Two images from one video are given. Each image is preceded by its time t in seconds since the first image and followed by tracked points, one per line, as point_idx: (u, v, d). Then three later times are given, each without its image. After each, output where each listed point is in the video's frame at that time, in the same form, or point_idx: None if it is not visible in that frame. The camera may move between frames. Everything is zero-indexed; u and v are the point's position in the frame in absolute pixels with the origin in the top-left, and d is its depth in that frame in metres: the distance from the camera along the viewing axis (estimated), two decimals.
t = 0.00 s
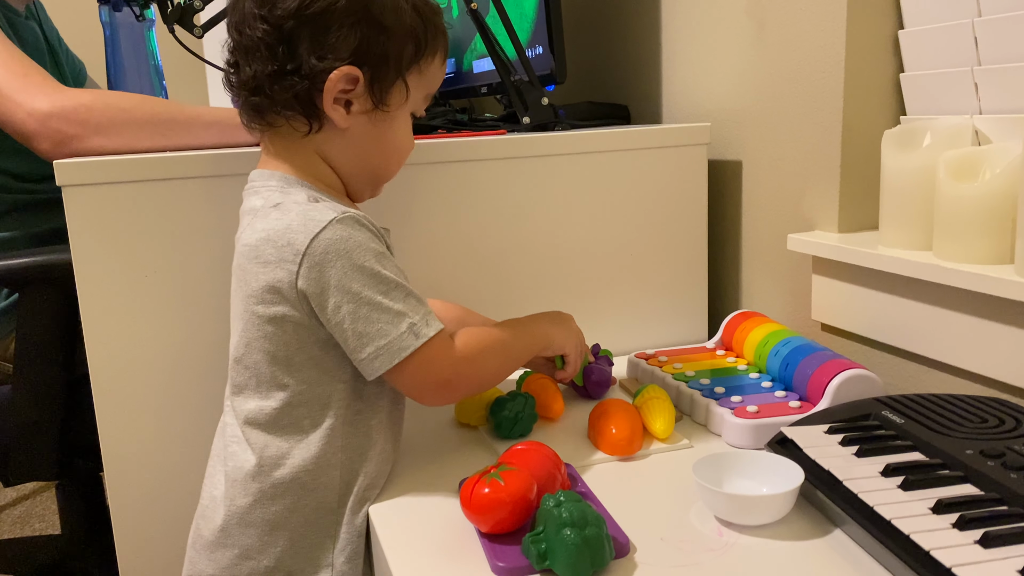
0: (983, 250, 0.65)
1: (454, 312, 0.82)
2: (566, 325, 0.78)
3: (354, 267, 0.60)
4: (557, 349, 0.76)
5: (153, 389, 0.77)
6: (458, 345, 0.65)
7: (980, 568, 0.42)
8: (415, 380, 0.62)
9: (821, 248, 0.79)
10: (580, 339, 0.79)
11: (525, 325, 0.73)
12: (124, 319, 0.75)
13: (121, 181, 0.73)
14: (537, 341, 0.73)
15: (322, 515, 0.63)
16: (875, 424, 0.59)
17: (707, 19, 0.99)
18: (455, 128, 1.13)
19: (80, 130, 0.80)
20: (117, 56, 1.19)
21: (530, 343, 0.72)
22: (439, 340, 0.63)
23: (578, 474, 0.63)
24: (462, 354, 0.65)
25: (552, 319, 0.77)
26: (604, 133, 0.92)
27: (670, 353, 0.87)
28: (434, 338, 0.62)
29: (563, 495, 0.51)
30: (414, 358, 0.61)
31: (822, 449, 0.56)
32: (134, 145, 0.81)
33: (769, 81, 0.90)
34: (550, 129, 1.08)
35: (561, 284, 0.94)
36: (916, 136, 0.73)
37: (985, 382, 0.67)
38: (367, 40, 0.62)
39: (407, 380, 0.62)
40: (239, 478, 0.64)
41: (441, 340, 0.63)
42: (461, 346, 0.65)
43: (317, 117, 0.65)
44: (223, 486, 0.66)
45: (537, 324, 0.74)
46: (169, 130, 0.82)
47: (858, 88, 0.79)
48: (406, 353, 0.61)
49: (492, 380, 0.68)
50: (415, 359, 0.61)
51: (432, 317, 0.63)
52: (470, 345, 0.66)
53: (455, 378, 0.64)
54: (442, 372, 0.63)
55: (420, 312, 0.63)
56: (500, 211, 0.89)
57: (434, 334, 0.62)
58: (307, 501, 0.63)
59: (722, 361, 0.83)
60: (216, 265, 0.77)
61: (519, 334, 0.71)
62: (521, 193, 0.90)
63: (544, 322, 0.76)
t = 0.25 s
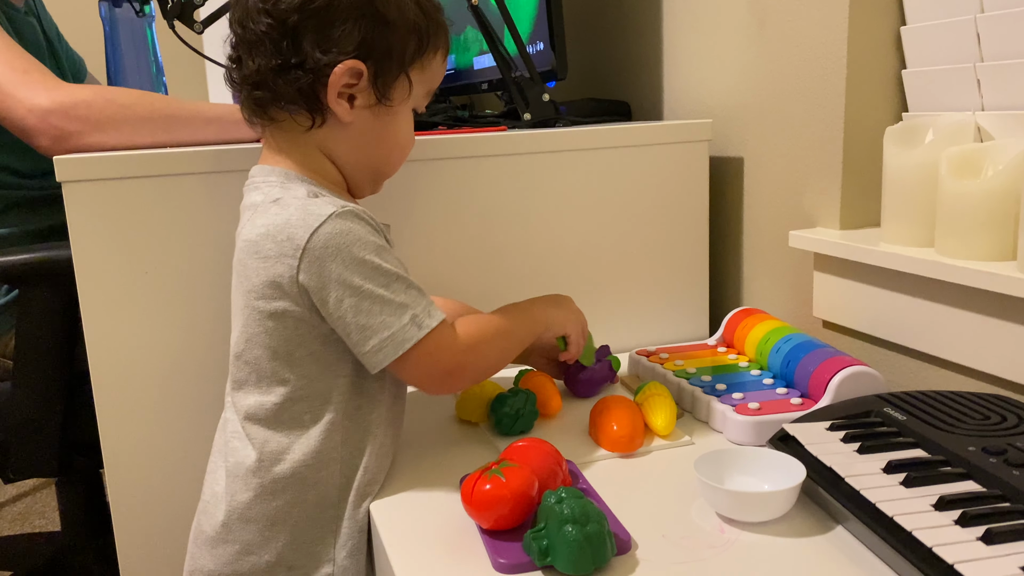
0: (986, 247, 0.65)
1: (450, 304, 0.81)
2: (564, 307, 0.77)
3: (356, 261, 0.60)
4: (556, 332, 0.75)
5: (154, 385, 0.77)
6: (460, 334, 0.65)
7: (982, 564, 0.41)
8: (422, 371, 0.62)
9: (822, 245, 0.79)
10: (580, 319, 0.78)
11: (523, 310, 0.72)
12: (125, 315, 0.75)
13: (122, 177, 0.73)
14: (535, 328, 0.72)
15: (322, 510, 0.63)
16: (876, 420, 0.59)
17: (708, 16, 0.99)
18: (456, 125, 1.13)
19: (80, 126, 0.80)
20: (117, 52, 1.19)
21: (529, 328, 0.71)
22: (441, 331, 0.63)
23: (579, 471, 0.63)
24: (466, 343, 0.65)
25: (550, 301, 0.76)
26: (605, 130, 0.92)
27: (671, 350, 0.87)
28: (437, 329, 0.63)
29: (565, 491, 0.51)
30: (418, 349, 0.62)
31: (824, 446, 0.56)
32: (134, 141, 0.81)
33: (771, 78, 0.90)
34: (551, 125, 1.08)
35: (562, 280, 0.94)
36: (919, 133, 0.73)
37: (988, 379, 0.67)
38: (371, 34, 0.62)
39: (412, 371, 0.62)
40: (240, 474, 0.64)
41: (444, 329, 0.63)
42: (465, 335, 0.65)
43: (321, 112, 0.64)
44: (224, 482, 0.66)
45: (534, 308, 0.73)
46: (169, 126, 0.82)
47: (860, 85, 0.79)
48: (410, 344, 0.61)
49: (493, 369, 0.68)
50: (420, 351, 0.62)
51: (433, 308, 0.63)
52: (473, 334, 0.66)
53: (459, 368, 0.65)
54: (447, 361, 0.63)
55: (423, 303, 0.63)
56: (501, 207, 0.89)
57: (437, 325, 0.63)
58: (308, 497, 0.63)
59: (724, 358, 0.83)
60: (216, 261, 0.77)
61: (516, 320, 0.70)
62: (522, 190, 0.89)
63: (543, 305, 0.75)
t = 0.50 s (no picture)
0: (987, 245, 0.65)
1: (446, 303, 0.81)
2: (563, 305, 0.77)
3: (356, 258, 0.60)
4: (554, 331, 0.75)
5: (153, 383, 0.76)
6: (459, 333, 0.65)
7: (984, 563, 0.41)
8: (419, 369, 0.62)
9: (823, 243, 0.79)
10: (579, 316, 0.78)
11: (521, 308, 0.72)
12: (123, 313, 0.75)
13: (120, 174, 0.73)
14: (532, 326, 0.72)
15: (321, 508, 0.63)
16: (877, 418, 0.59)
17: (709, 12, 0.99)
18: (455, 122, 1.12)
19: (77, 122, 0.79)
20: (115, 48, 1.18)
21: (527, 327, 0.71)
22: (439, 329, 0.63)
23: (578, 469, 0.63)
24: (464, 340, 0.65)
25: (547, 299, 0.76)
26: (605, 127, 0.91)
27: (671, 348, 0.87)
28: (436, 325, 0.63)
29: (564, 489, 0.51)
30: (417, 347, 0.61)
31: (824, 444, 0.56)
32: (132, 137, 0.80)
33: (771, 75, 0.89)
34: (550, 122, 1.08)
35: (562, 278, 0.94)
36: (920, 130, 0.73)
37: (989, 377, 0.67)
38: (372, 33, 0.62)
39: (410, 369, 0.62)
40: (239, 471, 0.64)
41: (443, 328, 0.63)
42: (463, 333, 0.65)
43: (321, 109, 0.64)
44: (223, 479, 0.66)
45: (532, 306, 0.73)
46: (167, 123, 0.82)
47: (861, 82, 0.79)
48: (409, 342, 0.61)
49: (489, 366, 0.68)
50: (418, 349, 0.61)
51: (433, 306, 0.63)
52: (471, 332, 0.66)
53: (457, 364, 0.65)
54: (446, 359, 0.63)
55: (422, 300, 0.63)
56: (500, 205, 0.89)
57: (436, 322, 0.62)
58: (307, 494, 0.63)
59: (724, 355, 0.83)
60: (215, 258, 0.77)
61: (513, 319, 0.70)
62: (522, 187, 0.89)
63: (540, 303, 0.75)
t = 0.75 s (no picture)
0: (992, 239, 0.64)
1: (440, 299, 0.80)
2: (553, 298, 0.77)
3: (362, 247, 0.61)
4: (543, 323, 0.75)
5: (153, 377, 0.76)
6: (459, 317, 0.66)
7: (991, 560, 0.41)
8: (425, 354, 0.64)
9: (827, 238, 0.78)
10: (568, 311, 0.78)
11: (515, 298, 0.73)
12: (124, 307, 0.74)
13: (120, 167, 0.72)
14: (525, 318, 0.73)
15: (324, 500, 0.63)
16: (882, 414, 0.58)
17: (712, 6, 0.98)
18: (456, 116, 1.12)
19: (77, 115, 0.79)
20: (115, 42, 1.18)
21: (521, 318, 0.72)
22: (442, 317, 0.64)
23: (580, 465, 0.63)
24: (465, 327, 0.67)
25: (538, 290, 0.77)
26: (607, 121, 0.91)
27: (673, 343, 0.87)
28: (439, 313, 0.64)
29: (568, 485, 0.51)
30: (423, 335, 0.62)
31: (828, 440, 0.55)
32: (132, 131, 0.80)
33: (775, 69, 0.89)
34: (552, 117, 1.07)
35: (564, 273, 0.93)
36: (924, 124, 0.72)
37: (994, 372, 0.66)
38: (379, 28, 0.62)
39: (416, 357, 0.64)
40: (241, 464, 0.64)
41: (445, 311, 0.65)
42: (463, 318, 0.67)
43: (324, 103, 0.64)
44: (225, 472, 0.66)
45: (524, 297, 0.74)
46: (167, 116, 0.81)
47: (865, 76, 0.78)
48: (417, 329, 0.62)
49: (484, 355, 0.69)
50: (424, 338, 0.63)
51: (436, 293, 0.64)
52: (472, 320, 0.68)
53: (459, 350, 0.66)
54: (449, 344, 0.65)
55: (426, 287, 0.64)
56: (502, 200, 0.88)
57: (439, 310, 0.64)
58: (310, 486, 0.63)
59: (726, 351, 0.83)
60: (215, 252, 0.77)
61: (506, 309, 0.71)
62: (523, 181, 0.89)
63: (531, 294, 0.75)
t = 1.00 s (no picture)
0: (991, 237, 0.64)
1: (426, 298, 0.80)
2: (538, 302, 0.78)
3: (352, 236, 0.61)
4: (528, 324, 0.75)
5: (149, 374, 0.76)
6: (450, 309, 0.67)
7: (992, 558, 0.41)
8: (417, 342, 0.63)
9: (825, 236, 0.78)
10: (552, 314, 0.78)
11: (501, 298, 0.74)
12: (119, 304, 0.74)
13: (115, 163, 0.72)
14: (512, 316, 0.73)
15: (317, 495, 0.62)
16: (880, 412, 0.58)
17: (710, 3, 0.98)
18: (454, 113, 1.12)
19: (72, 111, 0.78)
20: (110, 38, 1.17)
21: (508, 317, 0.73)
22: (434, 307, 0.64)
23: (576, 463, 0.62)
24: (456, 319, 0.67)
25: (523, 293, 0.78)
26: (605, 118, 0.90)
27: (671, 341, 0.86)
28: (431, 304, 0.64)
29: (569, 485, 0.51)
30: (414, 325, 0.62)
31: (827, 438, 0.55)
32: (128, 127, 0.79)
33: (773, 66, 0.89)
34: (550, 113, 1.07)
35: (561, 270, 0.93)
36: (923, 122, 0.72)
37: (992, 370, 0.66)
38: (367, 27, 0.60)
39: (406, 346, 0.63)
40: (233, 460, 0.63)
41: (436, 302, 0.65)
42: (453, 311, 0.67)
43: (311, 100, 0.63)
44: (217, 468, 0.65)
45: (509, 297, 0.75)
46: (163, 113, 0.81)
47: (864, 73, 0.78)
48: (409, 319, 0.61)
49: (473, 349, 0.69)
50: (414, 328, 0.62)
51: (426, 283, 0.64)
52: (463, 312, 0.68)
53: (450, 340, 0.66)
54: (439, 334, 0.65)
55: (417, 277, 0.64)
56: (500, 196, 0.88)
57: (429, 299, 0.64)
58: (303, 481, 0.62)
59: (724, 348, 0.82)
60: (212, 249, 0.76)
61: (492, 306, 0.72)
62: (521, 178, 0.88)
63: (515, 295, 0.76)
